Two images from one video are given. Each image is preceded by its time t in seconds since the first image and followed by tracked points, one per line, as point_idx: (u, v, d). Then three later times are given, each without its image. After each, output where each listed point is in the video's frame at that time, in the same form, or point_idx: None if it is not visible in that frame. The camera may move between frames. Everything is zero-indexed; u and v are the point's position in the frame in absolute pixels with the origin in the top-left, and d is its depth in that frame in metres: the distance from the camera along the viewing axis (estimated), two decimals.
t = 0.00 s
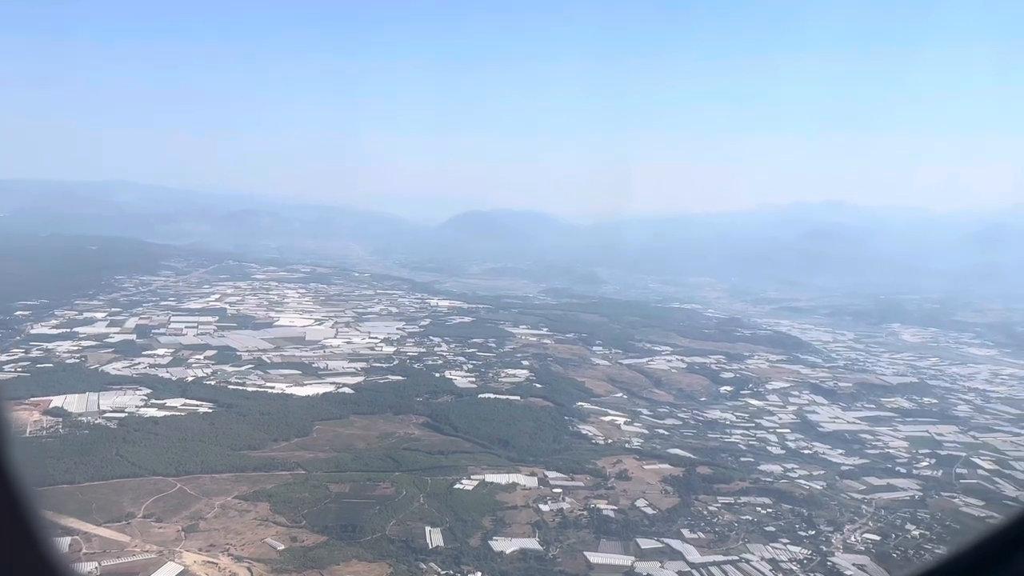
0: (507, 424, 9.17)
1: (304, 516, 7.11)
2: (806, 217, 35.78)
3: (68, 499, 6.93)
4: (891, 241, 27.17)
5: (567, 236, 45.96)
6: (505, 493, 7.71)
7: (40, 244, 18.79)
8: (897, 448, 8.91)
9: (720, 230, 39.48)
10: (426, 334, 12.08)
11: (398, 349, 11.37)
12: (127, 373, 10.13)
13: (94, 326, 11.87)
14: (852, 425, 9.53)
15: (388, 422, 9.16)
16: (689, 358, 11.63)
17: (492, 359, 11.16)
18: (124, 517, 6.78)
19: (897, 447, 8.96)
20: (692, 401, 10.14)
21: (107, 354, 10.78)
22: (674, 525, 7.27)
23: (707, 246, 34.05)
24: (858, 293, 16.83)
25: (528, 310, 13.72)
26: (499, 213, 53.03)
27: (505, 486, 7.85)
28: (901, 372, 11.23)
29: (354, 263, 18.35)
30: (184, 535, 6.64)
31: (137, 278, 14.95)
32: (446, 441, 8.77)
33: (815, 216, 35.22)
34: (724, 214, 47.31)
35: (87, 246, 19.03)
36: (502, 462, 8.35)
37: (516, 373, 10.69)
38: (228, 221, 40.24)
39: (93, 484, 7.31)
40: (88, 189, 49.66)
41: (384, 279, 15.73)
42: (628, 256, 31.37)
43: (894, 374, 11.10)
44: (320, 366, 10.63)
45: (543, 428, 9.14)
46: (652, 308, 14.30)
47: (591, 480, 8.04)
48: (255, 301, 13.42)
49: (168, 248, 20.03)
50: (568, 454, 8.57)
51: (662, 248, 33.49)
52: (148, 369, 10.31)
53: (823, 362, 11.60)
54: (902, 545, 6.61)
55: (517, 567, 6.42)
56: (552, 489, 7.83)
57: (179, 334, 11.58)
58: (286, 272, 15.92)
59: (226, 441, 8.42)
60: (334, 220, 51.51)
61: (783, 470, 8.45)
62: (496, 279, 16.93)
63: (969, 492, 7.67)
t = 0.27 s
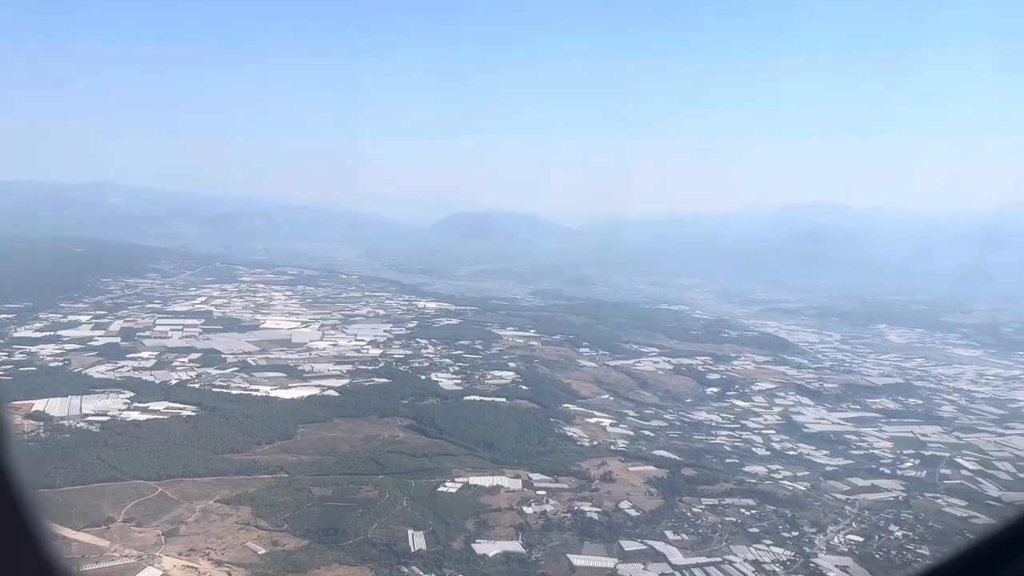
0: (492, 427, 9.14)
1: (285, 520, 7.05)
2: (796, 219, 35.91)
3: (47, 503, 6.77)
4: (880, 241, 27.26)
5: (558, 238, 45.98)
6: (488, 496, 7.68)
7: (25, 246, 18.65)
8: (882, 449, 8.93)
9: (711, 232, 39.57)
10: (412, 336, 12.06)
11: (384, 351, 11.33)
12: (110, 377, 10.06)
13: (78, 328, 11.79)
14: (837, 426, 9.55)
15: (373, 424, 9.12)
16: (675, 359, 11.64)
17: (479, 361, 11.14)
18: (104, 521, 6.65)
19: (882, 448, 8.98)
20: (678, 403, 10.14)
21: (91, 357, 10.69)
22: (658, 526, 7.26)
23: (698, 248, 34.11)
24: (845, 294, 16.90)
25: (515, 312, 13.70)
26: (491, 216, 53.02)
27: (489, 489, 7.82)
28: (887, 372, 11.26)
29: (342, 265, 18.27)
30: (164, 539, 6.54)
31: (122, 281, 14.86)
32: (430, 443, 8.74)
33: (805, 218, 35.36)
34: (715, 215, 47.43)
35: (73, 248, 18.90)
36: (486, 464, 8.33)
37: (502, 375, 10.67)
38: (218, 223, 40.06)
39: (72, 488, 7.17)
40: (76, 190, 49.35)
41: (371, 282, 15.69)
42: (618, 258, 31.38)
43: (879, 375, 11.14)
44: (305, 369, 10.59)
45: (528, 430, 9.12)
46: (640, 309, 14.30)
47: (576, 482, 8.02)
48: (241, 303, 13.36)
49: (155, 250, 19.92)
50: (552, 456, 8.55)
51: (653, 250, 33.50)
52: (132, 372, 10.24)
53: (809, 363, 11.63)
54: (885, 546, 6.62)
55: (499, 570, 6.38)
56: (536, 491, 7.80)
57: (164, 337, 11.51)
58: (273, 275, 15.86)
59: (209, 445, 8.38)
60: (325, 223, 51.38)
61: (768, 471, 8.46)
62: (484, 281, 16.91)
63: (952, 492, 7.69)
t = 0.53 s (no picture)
0: (477, 428, 9.12)
1: (266, 524, 6.97)
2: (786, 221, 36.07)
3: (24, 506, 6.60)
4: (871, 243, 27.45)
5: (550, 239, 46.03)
6: (472, 499, 7.64)
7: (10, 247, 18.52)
8: (867, 450, 8.94)
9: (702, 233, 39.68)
10: (399, 338, 12.03)
11: (370, 353, 11.30)
12: (93, 379, 9.98)
13: (61, 330, 11.69)
14: (822, 426, 9.56)
15: (357, 427, 9.09)
16: (662, 361, 11.65)
17: (465, 363, 11.12)
18: (83, 525, 6.50)
19: (867, 449, 8.99)
20: (664, 404, 10.14)
21: (74, 360, 10.61)
22: (642, 528, 7.23)
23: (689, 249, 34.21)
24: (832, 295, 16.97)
25: (502, 314, 13.69)
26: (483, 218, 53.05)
27: (472, 491, 7.78)
28: (872, 373, 11.29)
29: (330, 267, 18.24)
30: (144, 544, 6.40)
31: (108, 283, 14.77)
32: (415, 445, 8.71)
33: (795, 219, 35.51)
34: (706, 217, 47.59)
35: (59, 250, 18.78)
36: (470, 466, 8.30)
37: (488, 377, 10.65)
38: (208, 224, 39.89)
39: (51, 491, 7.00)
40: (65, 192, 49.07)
41: (359, 284, 15.66)
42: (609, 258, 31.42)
43: (865, 376, 11.17)
44: (290, 371, 10.54)
45: (513, 432, 9.10)
46: (628, 311, 14.32)
47: (560, 484, 8.00)
48: (228, 305, 13.30)
49: (142, 252, 19.83)
50: (537, 458, 8.53)
51: (644, 251, 33.57)
52: (116, 374, 10.17)
53: (796, 364, 11.65)
54: (869, 547, 6.62)
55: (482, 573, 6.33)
56: (519, 494, 7.77)
57: (149, 340, 11.45)
58: (260, 277, 15.81)
59: (191, 448, 8.31)
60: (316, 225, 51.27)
61: (752, 472, 8.45)
62: (473, 283, 16.90)
63: (936, 492, 7.70)
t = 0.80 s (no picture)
0: (461, 430, 9.10)
1: (247, 527, 6.91)
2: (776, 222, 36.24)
3: None
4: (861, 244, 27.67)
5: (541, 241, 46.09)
6: (455, 501, 7.61)
7: None
8: (851, 450, 8.96)
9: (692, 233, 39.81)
10: (385, 340, 12.02)
11: (356, 355, 11.27)
12: (76, 381, 9.90)
13: (45, 332, 11.60)
14: (807, 427, 9.58)
15: (341, 429, 9.06)
16: (648, 361, 11.66)
17: (451, 364, 11.12)
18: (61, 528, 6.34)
19: (851, 449, 9.01)
20: (649, 405, 10.16)
21: (57, 362, 10.53)
22: (625, 530, 7.21)
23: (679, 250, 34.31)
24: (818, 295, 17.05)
25: (490, 315, 13.69)
26: (474, 219, 53.09)
27: (456, 493, 7.76)
28: (858, 373, 11.33)
29: (317, 268, 18.20)
30: (122, 548, 6.26)
31: (94, 285, 14.69)
32: (399, 447, 8.69)
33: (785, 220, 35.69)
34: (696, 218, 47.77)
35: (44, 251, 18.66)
36: (454, 468, 8.28)
37: (474, 378, 10.64)
38: (197, 225, 39.73)
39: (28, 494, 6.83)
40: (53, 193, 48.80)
41: (346, 285, 15.63)
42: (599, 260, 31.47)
43: (850, 376, 11.21)
44: (275, 374, 10.51)
45: (498, 433, 9.09)
46: (615, 311, 14.34)
47: (543, 485, 7.99)
48: (213, 307, 13.25)
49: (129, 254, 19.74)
50: (521, 460, 8.52)
51: (636, 252, 33.68)
52: (99, 377, 10.09)
53: (781, 364, 11.68)
54: (851, 548, 6.63)
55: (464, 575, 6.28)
56: (503, 495, 7.75)
57: (133, 342, 11.38)
58: (247, 278, 15.76)
59: (172, 451, 8.24)
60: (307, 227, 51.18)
61: (736, 473, 8.45)
62: (461, 284, 16.90)
63: (919, 493, 7.73)
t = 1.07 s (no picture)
0: (446, 431, 9.08)
1: (228, 530, 6.84)
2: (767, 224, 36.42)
3: None
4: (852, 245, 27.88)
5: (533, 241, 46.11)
6: (438, 502, 7.58)
7: None
8: (835, 449, 8.98)
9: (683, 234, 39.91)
10: (372, 341, 11.99)
11: (341, 356, 11.24)
12: (58, 383, 9.81)
13: (27, 333, 11.52)
14: (791, 427, 9.60)
15: (325, 431, 9.02)
16: (635, 361, 11.67)
17: (437, 365, 11.10)
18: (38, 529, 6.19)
19: (835, 448, 9.03)
20: (635, 405, 10.16)
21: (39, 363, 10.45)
22: (608, 530, 7.19)
23: (670, 249, 34.38)
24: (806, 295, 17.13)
25: (477, 315, 13.68)
26: (466, 220, 53.07)
27: (439, 495, 7.73)
28: (843, 373, 11.36)
29: (304, 269, 18.14)
30: (102, 550, 6.12)
31: (78, 287, 14.59)
32: (383, 449, 8.66)
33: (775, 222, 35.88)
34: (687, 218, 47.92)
35: (29, 253, 18.52)
36: (438, 469, 8.26)
37: (460, 379, 10.63)
38: (187, 226, 39.53)
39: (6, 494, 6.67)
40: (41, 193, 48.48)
41: (334, 286, 15.59)
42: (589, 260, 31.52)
43: (835, 376, 11.24)
44: (259, 375, 10.46)
45: (483, 434, 9.07)
46: (603, 312, 14.34)
47: (527, 486, 7.97)
48: (199, 308, 13.19)
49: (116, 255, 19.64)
50: (506, 460, 8.51)
51: (628, 253, 33.77)
52: (81, 379, 10.00)
53: (767, 364, 11.70)
54: (834, 548, 6.63)
55: None
56: (486, 496, 7.73)
57: (117, 344, 11.31)
58: (234, 279, 15.70)
59: (154, 454, 8.17)
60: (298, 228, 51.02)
61: (720, 473, 8.46)
62: (449, 284, 16.89)
63: (902, 492, 7.75)
